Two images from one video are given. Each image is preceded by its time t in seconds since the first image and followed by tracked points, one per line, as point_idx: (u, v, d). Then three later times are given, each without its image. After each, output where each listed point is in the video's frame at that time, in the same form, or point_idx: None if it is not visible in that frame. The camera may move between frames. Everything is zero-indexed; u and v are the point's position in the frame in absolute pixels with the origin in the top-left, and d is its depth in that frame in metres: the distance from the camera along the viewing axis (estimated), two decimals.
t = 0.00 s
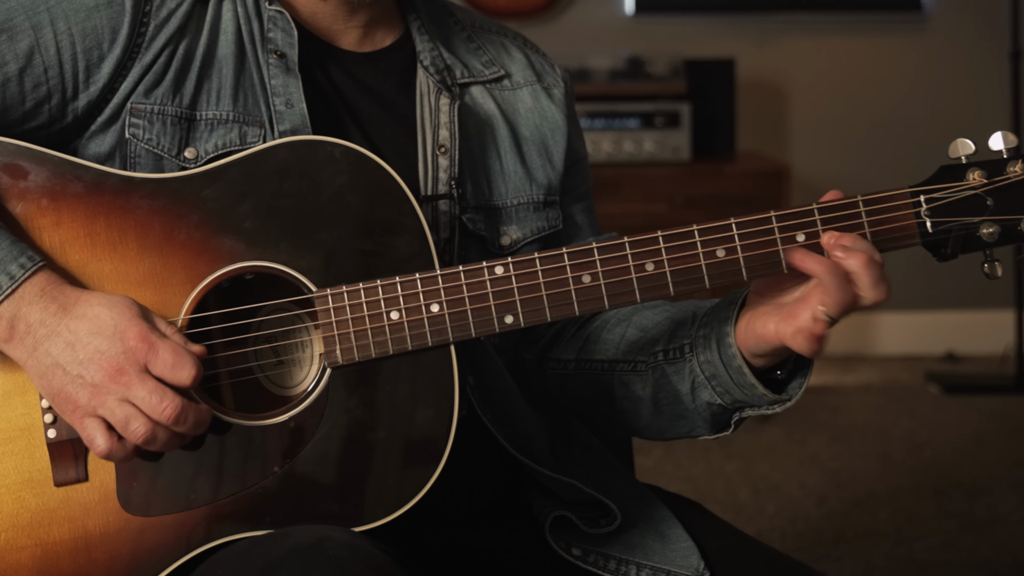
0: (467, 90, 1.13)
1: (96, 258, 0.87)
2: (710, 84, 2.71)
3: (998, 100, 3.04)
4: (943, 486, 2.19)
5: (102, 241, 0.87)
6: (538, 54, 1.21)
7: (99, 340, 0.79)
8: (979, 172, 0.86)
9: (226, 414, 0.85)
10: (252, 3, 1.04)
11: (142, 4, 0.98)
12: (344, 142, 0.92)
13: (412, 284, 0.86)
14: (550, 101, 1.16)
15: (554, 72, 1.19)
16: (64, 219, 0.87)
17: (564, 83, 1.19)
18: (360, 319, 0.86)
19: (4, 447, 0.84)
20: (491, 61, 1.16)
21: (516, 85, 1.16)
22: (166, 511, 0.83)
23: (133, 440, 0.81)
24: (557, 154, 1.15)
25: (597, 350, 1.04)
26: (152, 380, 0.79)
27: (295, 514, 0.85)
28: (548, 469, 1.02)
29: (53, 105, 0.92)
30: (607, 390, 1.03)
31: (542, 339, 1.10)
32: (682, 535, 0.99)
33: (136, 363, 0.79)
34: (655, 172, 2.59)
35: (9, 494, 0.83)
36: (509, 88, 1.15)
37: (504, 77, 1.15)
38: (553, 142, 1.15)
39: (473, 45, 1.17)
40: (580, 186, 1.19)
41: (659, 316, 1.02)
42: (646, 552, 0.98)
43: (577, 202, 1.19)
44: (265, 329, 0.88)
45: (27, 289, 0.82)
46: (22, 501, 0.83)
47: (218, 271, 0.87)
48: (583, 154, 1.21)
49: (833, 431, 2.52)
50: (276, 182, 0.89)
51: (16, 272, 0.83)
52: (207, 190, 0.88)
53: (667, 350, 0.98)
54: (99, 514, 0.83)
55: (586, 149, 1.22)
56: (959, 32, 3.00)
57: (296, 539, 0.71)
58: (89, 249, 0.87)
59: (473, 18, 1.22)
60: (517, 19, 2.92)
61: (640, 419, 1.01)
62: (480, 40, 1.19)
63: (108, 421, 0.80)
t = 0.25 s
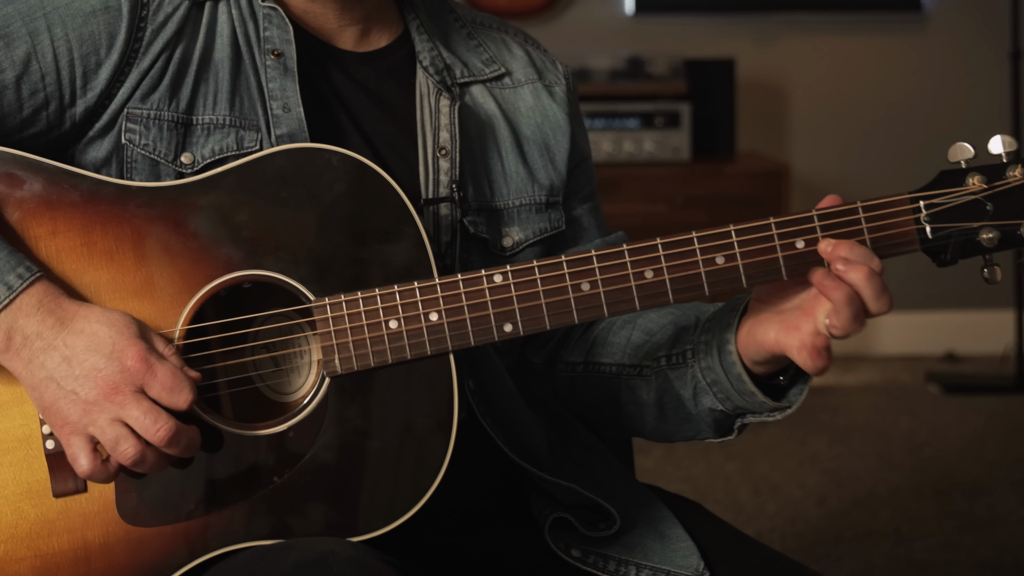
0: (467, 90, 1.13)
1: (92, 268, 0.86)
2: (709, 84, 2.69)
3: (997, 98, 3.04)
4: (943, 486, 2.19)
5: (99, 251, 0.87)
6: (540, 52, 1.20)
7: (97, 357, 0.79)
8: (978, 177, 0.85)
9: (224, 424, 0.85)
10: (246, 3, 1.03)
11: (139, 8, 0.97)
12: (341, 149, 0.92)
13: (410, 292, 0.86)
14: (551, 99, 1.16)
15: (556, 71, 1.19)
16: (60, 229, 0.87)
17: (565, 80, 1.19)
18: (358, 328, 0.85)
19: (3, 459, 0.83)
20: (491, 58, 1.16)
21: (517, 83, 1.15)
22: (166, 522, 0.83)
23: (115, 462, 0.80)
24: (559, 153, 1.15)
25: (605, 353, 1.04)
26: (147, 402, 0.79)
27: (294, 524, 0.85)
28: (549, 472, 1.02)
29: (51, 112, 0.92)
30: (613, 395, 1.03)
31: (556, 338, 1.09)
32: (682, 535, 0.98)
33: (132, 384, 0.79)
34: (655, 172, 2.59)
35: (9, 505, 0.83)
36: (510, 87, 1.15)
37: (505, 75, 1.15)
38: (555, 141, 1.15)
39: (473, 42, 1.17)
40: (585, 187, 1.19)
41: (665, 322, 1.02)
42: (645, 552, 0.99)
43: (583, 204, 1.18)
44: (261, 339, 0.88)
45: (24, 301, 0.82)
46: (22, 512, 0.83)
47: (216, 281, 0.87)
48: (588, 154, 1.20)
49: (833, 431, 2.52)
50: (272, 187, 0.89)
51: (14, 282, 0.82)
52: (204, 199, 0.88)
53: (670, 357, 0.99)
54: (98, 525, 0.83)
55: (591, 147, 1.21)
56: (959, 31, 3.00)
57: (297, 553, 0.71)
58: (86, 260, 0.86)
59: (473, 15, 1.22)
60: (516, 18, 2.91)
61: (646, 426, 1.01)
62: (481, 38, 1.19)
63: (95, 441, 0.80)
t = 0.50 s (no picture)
0: (472, 93, 1.12)
1: (103, 280, 0.86)
2: (709, 82, 2.70)
3: (998, 98, 3.05)
4: (944, 485, 2.19)
5: (109, 264, 0.87)
6: (545, 53, 1.20)
7: (112, 368, 0.80)
8: (1001, 198, 0.85)
9: (239, 440, 0.85)
10: (252, 6, 1.03)
11: (146, 11, 0.96)
12: (354, 162, 0.91)
13: (424, 308, 0.87)
14: (556, 100, 1.15)
15: (560, 72, 1.18)
16: (70, 241, 0.86)
17: (570, 82, 1.18)
18: (372, 345, 0.86)
19: (11, 471, 0.83)
20: (495, 60, 1.16)
21: (522, 85, 1.15)
22: (177, 538, 0.84)
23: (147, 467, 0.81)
24: (565, 155, 1.14)
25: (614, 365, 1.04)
26: (169, 408, 0.80)
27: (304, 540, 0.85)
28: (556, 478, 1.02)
29: (59, 118, 0.91)
30: (624, 406, 1.04)
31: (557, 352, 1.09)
32: (687, 536, 1.00)
33: (151, 391, 0.80)
34: (654, 172, 2.59)
35: (17, 518, 0.83)
36: (515, 89, 1.14)
37: (509, 77, 1.15)
38: (560, 143, 1.14)
39: (477, 44, 1.16)
40: (590, 187, 1.18)
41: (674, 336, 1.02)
42: (650, 555, 1.00)
43: (588, 204, 1.17)
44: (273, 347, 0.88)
45: (34, 317, 0.82)
46: (31, 525, 0.83)
47: (227, 295, 0.87)
48: (592, 154, 1.19)
49: (833, 430, 2.52)
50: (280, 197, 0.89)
51: (24, 300, 0.82)
52: (213, 212, 0.88)
53: (681, 373, 0.99)
54: (108, 539, 0.83)
55: (595, 148, 1.20)
56: (959, 31, 3.00)
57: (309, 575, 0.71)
58: (96, 272, 0.86)
59: (478, 15, 1.21)
60: (516, 18, 2.90)
61: (658, 434, 1.03)
62: (486, 39, 1.18)
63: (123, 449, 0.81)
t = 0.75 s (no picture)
0: (485, 98, 1.12)
1: (108, 283, 0.86)
2: (708, 82, 2.71)
3: (998, 98, 3.05)
4: (944, 486, 2.19)
5: (116, 269, 0.86)
6: (558, 57, 1.20)
7: (116, 364, 0.80)
8: (1017, 216, 0.86)
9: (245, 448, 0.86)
10: (267, 12, 1.03)
11: (157, 15, 0.96)
12: (365, 170, 0.92)
13: (432, 319, 0.87)
14: (569, 105, 1.16)
15: (573, 76, 1.18)
16: (76, 244, 0.86)
17: (582, 85, 1.18)
18: (379, 354, 0.87)
19: (16, 475, 0.83)
20: (508, 64, 1.16)
21: (535, 89, 1.15)
22: (182, 543, 0.84)
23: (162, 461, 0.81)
24: (577, 160, 1.14)
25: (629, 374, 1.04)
26: (176, 400, 0.80)
27: (306, 546, 0.85)
28: (561, 489, 1.01)
29: (68, 122, 0.91)
30: (636, 415, 1.04)
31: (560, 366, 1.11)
32: (688, 536, 1.01)
33: (156, 384, 0.80)
34: (654, 172, 2.58)
35: (21, 522, 0.83)
36: (528, 93, 1.15)
37: (522, 82, 1.15)
38: (572, 147, 1.14)
39: (491, 48, 1.16)
40: (600, 191, 1.18)
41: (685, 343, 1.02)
42: (652, 556, 1.00)
43: (599, 208, 1.17)
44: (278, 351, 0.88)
45: (39, 323, 0.82)
46: (35, 529, 0.83)
47: (234, 301, 0.87)
48: (604, 154, 1.19)
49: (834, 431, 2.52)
50: (286, 203, 0.89)
51: (28, 306, 0.82)
52: (220, 217, 0.88)
53: (693, 387, 0.99)
54: (111, 544, 0.83)
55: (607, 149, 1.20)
56: (959, 30, 3.00)
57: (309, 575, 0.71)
58: (102, 274, 0.86)
59: (491, 18, 1.21)
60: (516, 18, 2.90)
61: (671, 445, 1.03)
62: (500, 43, 1.18)
63: (135, 446, 0.81)
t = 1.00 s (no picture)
0: (505, 109, 1.12)
1: (122, 281, 0.87)
2: (708, 83, 2.71)
3: (998, 98, 3.06)
4: (944, 485, 2.19)
5: (130, 266, 0.87)
6: (581, 70, 1.20)
7: (125, 384, 0.79)
8: None
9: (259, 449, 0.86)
10: (289, 14, 1.03)
11: (177, 15, 0.97)
12: (382, 170, 0.92)
13: (447, 322, 0.89)
14: (590, 119, 1.16)
15: (595, 89, 1.18)
16: (90, 241, 0.87)
17: (604, 97, 1.18)
18: (393, 358, 0.88)
19: (27, 470, 0.84)
20: (529, 77, 1.15)
21: (555, 102, 1.15)
22: (193, 541, 0.84)
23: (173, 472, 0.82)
24: (596, 174, 1.14)
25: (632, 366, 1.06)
26: (188, 423, 0.80)
27: (317, 550, 0.86)
28: (563, 501, 1.01)
29: (84, 120, 0.92)
30: (642, 404, 1.07)
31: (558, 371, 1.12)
32: (689, 537, 1.01)
33: (168, 406, 0.80)
34: (654, 172, 2.58)
35: (31, 518, 0.84)
36: (548, 106, 1.14)
37: (542, 95, 1.15)
38: (590, 161, 1.14)
39: (514, 60, 1.16)
40: (611, 198, 1.19)
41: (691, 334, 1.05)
42: (653, 557, 1.01)
43: (610, 220, 1.18)
44: (291, 351, 0.89)
45: (43, 325, 0.81)
46: (44, 526, 0.84)
47: (248, 300, 0.88)
48: (618, 164, 1.19)
49: (834, 431, 2.52)
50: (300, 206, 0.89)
51: (33, 305, 0.81)
52: (230, 218, 0.88)
53: (709, 362, 1.02)
54: (121, 543, 0.84)
55: (621, 157, 1.20)
56: (958, 30, 3.00)
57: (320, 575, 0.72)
58: (115, 273, 0.87)
59: (513, 26, 1.21)
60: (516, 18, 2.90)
61: (678, 425, 1.06)
62: (523, 54, 1.18)
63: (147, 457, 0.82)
